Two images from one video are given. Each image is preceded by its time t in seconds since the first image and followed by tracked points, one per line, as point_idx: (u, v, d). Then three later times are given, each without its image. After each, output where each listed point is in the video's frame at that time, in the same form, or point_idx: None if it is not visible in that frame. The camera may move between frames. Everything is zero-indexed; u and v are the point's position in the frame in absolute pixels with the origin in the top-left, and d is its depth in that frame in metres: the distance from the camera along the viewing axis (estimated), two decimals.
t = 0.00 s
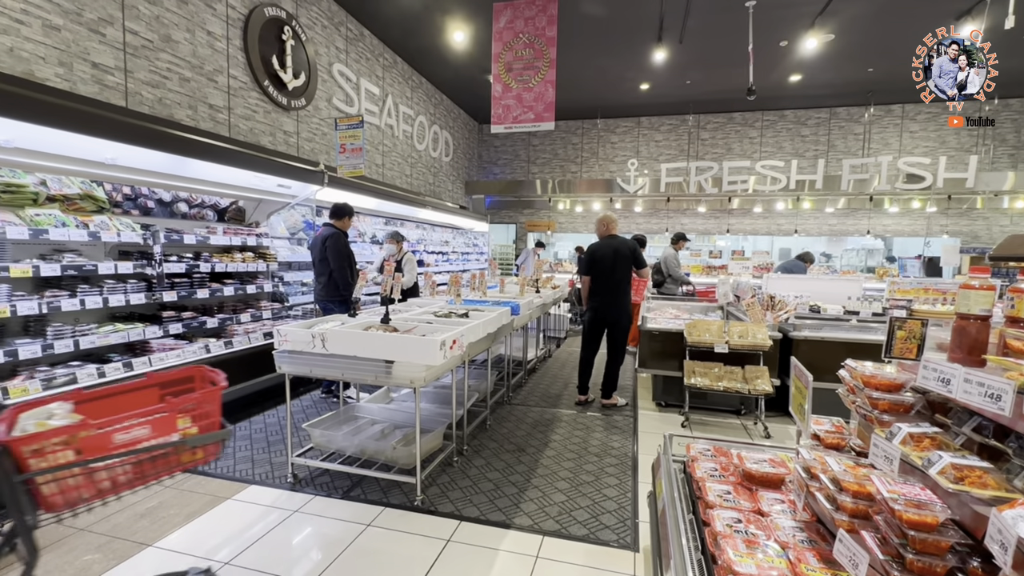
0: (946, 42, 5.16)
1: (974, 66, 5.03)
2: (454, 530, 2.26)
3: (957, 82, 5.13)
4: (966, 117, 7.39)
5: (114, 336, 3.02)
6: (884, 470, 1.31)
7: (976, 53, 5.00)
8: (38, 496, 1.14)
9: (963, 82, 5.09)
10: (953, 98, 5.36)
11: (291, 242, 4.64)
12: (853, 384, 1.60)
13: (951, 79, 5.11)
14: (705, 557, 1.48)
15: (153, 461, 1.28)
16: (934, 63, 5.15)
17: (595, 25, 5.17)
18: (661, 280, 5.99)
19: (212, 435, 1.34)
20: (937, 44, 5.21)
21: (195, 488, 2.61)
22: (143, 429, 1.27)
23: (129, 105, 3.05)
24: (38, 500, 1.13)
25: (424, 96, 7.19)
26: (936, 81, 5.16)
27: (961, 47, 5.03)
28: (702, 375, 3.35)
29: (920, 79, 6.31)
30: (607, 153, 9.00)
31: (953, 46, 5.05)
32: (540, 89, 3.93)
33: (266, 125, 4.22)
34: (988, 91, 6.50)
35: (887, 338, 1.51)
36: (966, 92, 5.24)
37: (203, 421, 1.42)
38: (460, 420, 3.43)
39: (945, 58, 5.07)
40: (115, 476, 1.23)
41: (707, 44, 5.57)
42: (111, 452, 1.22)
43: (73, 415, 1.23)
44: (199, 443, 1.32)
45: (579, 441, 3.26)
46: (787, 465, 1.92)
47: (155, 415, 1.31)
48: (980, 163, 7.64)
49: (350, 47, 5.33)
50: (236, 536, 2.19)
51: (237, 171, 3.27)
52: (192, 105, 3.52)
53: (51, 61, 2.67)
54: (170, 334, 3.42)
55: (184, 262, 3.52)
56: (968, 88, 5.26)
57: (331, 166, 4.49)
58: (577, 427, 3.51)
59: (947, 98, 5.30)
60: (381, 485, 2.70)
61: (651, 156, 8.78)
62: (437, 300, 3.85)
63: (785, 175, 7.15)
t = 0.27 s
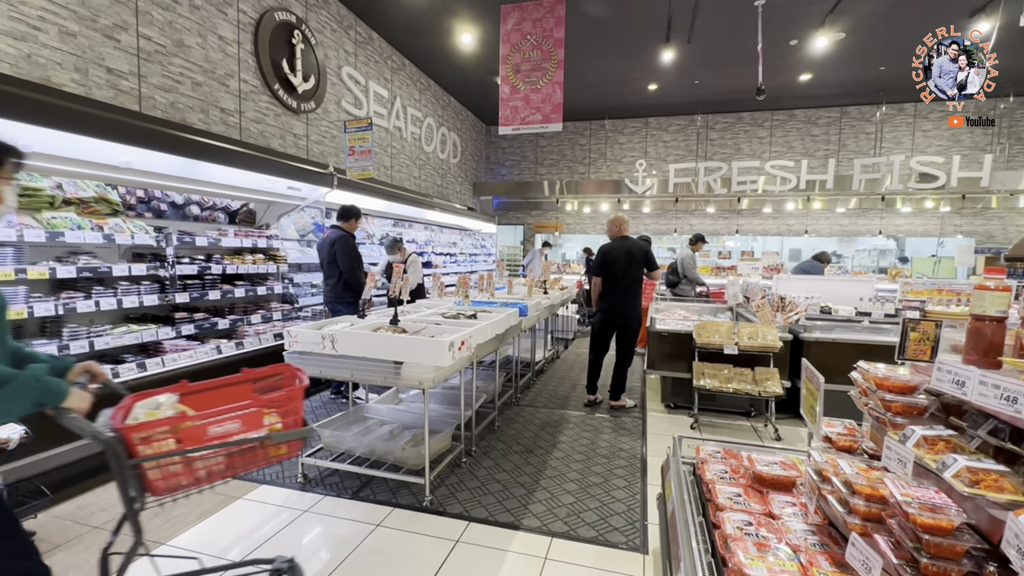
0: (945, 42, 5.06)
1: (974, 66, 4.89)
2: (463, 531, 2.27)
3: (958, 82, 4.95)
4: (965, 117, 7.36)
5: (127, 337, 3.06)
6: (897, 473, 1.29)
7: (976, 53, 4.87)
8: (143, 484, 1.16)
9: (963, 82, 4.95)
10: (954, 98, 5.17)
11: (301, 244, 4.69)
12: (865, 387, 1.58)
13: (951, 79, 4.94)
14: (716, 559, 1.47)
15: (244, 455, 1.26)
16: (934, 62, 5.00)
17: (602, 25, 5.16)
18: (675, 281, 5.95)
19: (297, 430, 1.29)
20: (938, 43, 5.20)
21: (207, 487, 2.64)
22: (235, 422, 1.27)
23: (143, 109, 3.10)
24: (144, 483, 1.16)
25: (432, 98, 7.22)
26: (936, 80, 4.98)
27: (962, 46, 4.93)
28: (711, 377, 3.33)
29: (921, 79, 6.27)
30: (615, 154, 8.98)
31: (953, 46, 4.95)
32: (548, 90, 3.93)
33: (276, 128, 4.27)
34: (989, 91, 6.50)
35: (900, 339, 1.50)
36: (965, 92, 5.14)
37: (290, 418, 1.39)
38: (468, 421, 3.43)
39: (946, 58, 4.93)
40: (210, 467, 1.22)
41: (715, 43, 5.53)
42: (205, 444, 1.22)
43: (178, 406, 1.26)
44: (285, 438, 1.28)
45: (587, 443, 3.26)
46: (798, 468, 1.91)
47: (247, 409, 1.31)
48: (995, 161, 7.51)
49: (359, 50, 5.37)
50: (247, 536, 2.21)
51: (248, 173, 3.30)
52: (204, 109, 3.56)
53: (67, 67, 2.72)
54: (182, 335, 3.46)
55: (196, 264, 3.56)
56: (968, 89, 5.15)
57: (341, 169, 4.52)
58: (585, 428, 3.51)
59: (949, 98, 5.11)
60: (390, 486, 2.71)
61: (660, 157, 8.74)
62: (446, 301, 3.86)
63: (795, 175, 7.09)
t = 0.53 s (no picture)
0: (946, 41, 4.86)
1: (975, 65, 4.64)
2: (473, 532, 2.27)
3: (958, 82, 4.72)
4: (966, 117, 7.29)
5: (143, 338, 3.12)
6: (913, 477, 1.28)
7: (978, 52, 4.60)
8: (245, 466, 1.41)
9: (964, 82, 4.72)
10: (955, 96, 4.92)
11: (312, 246, 4.73)
12: (880, 389, 1.56)
13: (951, 78, 4.69)
14: (728, 562, 1.46)
15: (323, 447, 1.47)
16: (933, 62, 4.76)
17: (612, 26, 5.15)
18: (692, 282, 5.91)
19: (368, 429, 1.48)
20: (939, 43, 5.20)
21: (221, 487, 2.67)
22: (315, 418, 1.47)
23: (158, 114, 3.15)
24: (242, 467, 1.41)
25: (441, 100, 7.25)
26: (936, 80, 4.72)
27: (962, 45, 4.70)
28: (723, 378, 3.30)
29: (917, 79, 6.22)
30: (624, 154, 8.95)
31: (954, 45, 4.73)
32: (557, 91, 3.93)
33: (288, 132, 4.32)
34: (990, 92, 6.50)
35: (917, 341, 1.51)
36: (965, 92, 4.89)
37: (362, 414, 1.58)
38: (478, 422, 3.44)
39: (946, 58, 4.67)
40: (294, 457, 1.45)
41: (726, 42, 5.49)
42: (290, 436, 1.43)
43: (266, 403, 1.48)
44: (357, 434, 1.47)
45: (597, 444, 3.25)
46: (811, 471, 1.89)
47: (326, 405, 1.51)
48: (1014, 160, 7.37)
49: (369, 54, 5.41)
50: (260, 534, 2.24)
51: (260, 177, 3.34)
52: (217, 113, 3.61)
53: (85, 73, 2.77)
54: (196, 336, 3.51)
55: (210, 266, 3.62)
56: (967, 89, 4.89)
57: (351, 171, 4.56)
58: (595, 430, 3.50)
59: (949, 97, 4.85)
60: (401, 486, 2.73)
61: (669, 157, 8.69)
62: (455, 302, 3.87)
63: (807, 174, 7.01)
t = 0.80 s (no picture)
0: (945, 42, 5.15)
1: (975, 65, 5.00)
2: (484, 533, 2.28)
3: (959, 82, 5.07)
4: (965, 117, 7.27)
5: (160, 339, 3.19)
6: (932, 481, 1.26)
7: (977, 53, 4.95)
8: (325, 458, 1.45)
9: (963, 81, 4.98)
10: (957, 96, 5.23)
11: (324, 248, 4.72)
12: (897, 391, 1.54)
13: (951, 79, 4.96)
14: (742, 566, 1.45)
15: (399, 440, 1.49)
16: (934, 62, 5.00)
17: (623, 26, 5.14)
18: (710, 281, 5.85)
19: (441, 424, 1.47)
20: (936, 44, 5.24)
21: (235, 486, 2.71)
22: (393, 412, 1.50)
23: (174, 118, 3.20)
24: (326, 457, 1.46)
25: (452, 102, 7.29)
26: (936, 80, 4.98)
27: (962, 46, 4.98)
28: (735, 380, 3.27)
29: (921, 78, 6.27)
30: (634, 155, 8.91)
31: (954, 46, 4.97)
32: (567, 92, 3.94)
33: (300, 135, 4.37)
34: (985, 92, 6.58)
35: (934, 344, 1.46)
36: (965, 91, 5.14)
37: (437, 410, 1.59)
38: (489, 423, 3.45)
39: (946, 58, 4.97)
40: (373, 449, 1.48)
41: (738, 42, 5.46)
42: (370, 429, 1.47)
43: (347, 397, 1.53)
44: (432, 429, 1.48)
45: (608, 446, 3.24)
46: (826, 475, 1.86)
47: (402, 400, 1.54)
48: None
49: (380, 57, 5.46)
50: (274, 533, 2.27)
51: (274, 180, 3.38)
52: (232, 117, 3.67)
53: (104, 79, 2.83)
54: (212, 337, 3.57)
55: (225, 267, 3.67)
56: (970, 88, 5.30)
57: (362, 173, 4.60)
58: (605, 431, 3.49)
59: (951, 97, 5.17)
60: (412, 487, 2.74)
61: (680, 157, 8.64)
62: (465, 303, 3.89)
63: (821, 174, 6.94)
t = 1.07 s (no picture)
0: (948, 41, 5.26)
1: (976, 64, 5.15)
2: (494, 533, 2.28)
3: (959, 81, 5.23)
4: (964, 118, 7.23)
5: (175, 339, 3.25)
6: (950, 485, 1.24)
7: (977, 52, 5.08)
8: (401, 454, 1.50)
9: (963, 81, 5.24)
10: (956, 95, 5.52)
11: (335, 249, 4.77)
12: (914, 394, 1.51)
13: (951, 79, 5.19)
14: (755, 569, 1.43)
15: (468, 435, 1.52)
16: (934, 62, 5.17)
17: (633, 26, 5.13)
18: (724, 282, 5.80)
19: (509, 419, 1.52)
20: (937, 44, 5.26)
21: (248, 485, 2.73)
22: (461, 407, 1.55)
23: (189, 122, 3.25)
24: (398, 452, 1.48)
25: (461, 103, 7.31)
26: (936, 80, 5.18)
27: (961, 46, 5.10)
28: (747, 382, 3.24)
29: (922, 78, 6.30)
30: (644, 155, 8.87)
31: (953, 45, 5.11)
32: (577, 93, 3.94)
33: (312, 137, 4.41)
34: (985, 92, 6.58)
35: (952, 346, 1.43)
36: (965, 91, 5.41)
37: (501, 407, 1.63)
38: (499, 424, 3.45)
39: (945, 58, 5.12)
40: (442, 443, 1.50)
41: (750, 40, 5.43)
42: (440, 423, 1.51)
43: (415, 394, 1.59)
44: (499, 423, 1.51)
45: (618, 448, 3.23)
46: (841, 478, 1.84)
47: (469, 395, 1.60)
48: None
49: (390, 59, 5.49)
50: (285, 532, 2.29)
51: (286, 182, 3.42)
52: (244, 120, 3.71)
53: (121, 83, 2.88)
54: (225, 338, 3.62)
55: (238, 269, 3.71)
56: (970, 88, 5.57)
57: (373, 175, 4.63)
58: (616, 433, 3.48)
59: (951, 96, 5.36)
60: (422, 487, 2.75)
61: (690, 157, 8.59)
62: (475, 304, 3.89)
63: (835, 173, 6.86)
